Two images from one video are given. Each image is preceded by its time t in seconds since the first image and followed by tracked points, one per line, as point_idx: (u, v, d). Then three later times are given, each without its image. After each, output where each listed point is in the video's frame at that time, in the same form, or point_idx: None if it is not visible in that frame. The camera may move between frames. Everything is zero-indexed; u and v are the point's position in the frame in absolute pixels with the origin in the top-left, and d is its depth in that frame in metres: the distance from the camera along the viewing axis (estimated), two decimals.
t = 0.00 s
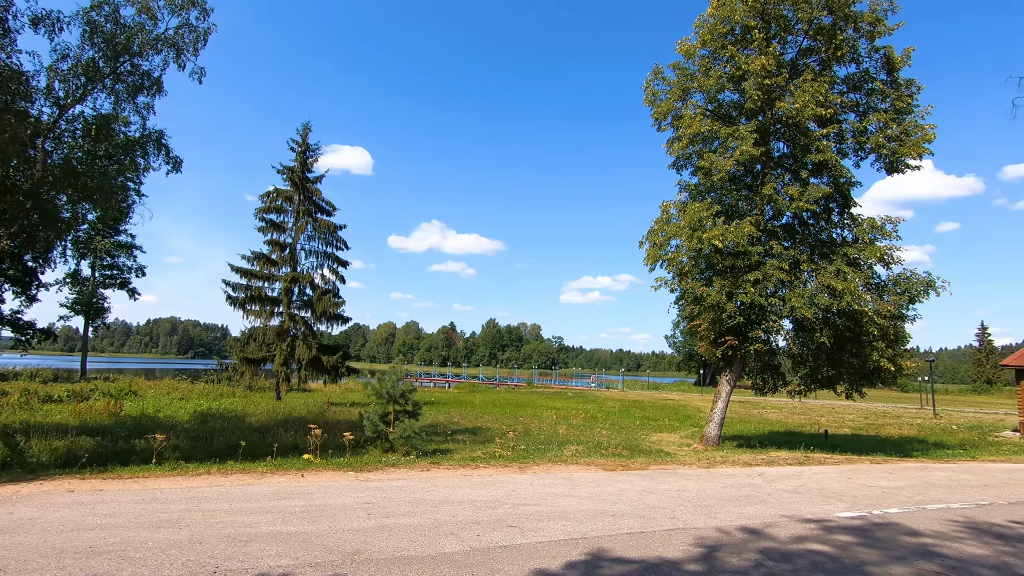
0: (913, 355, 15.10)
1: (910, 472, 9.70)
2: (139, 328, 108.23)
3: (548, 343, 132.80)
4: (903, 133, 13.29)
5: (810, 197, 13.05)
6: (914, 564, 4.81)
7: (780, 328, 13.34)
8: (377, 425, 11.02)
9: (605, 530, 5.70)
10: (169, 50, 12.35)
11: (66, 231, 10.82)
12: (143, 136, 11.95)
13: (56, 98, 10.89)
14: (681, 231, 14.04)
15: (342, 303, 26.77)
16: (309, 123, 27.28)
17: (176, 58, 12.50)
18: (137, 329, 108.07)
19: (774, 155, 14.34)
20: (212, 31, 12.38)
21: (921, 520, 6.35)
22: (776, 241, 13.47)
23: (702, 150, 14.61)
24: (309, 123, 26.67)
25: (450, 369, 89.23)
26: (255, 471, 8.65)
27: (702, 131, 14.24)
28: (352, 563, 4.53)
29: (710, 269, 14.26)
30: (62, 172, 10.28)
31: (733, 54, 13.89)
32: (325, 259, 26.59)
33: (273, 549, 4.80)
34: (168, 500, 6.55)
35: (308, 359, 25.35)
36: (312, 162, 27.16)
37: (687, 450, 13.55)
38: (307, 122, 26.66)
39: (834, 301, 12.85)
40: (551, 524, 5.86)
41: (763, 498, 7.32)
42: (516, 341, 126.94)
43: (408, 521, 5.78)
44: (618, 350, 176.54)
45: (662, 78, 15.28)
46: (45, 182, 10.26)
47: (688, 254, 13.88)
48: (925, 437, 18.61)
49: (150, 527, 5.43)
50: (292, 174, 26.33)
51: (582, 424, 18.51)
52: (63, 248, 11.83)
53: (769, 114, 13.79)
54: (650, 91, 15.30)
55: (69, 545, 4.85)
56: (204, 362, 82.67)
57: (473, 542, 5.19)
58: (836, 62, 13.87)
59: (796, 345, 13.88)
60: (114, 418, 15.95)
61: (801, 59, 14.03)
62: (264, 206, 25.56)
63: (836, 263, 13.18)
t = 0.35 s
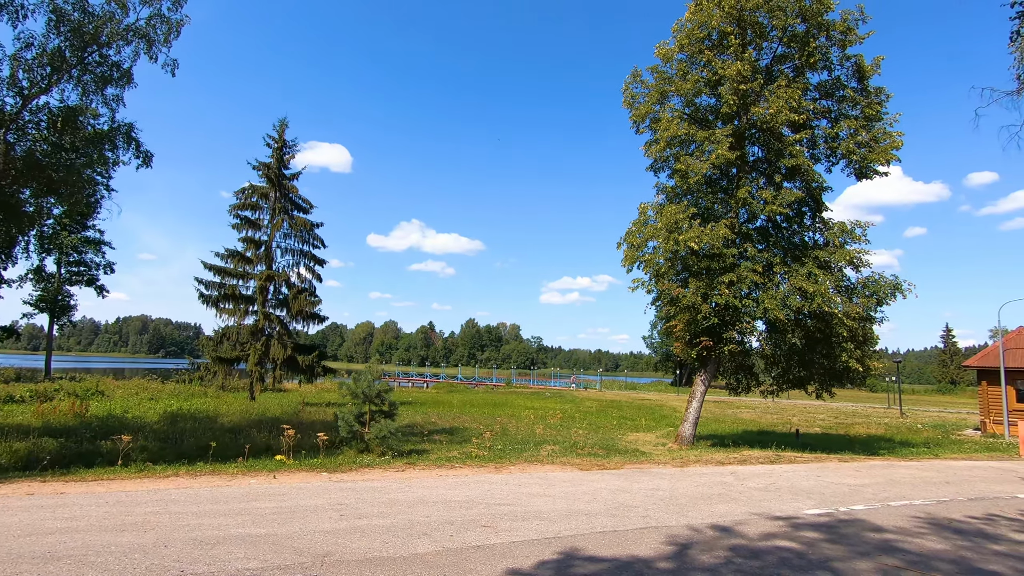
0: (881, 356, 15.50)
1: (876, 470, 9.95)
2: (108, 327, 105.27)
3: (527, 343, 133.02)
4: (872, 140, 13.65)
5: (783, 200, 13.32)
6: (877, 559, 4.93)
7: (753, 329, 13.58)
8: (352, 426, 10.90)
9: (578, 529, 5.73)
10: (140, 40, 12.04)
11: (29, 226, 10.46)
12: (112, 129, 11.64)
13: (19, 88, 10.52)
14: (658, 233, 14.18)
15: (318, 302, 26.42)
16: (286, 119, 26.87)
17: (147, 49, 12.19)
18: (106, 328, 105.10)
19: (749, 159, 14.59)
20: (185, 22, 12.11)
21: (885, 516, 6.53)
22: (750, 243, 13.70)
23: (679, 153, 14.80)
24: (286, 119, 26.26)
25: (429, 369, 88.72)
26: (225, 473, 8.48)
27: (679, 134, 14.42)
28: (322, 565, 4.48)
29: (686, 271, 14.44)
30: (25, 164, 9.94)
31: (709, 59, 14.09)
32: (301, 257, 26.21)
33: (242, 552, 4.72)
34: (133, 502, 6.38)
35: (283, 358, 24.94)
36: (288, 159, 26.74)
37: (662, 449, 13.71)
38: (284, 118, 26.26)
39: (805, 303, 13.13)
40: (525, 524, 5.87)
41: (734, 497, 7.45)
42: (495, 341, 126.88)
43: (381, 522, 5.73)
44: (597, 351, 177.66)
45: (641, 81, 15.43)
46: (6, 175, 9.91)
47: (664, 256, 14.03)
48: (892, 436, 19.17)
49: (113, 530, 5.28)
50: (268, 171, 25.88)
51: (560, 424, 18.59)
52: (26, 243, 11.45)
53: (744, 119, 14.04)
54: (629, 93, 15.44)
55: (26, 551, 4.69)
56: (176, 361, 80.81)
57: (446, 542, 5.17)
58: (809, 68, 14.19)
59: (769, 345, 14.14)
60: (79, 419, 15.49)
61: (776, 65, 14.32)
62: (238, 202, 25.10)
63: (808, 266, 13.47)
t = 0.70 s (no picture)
0: (860, 355, 15.76)
1: (854, 467, 10.12)
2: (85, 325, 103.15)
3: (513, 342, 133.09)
4: (852, 142, 13.86)
5: (766, 201, 13.48)
6: (854, 555, 5.01)
7: (735, 329, 13.72)
8: (334, 425, 10.80)
9: (560, 527, 5.74)
10: (118, 32, 11.82)
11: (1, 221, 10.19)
12: (89, 123, 11.40)
13: None
14: (642, 233, 14.25)
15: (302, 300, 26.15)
16: (269, 114, 26.52)
17: (126, 41, 11.96)
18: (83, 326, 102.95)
19: (732, 160, 14.73)
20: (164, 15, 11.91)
21: (861, 512, 6.64)
22: (733, 244, 13.84)
23: (664, 153, 14.89)
24: (269, 114, 25.94)
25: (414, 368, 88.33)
26: (203, 473, 8.34)
27: (664, 135, 14.50)
28: (301, 566, 4.42)
29: (670, 270, 14.53)
30: None
31: (694, 61, 14.20)
32: (284, 255, 25.91)
33: (219, 553, 4.64)
34: (107, 504, 6.25)
35: (265, 357, 24.64)
36: (272, 155, 26.41)
37: (645, 447, 13.80)
38: (267, 114, 25.94)
39: (786, 303, 13.30)
40: (507, 522, 5.87)
41: (715, 494, 7.53)
42: (481, 340, 126.75)
43: (362, 522, 5.68)
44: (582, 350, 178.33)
45: (626, 82, 15.50)
46: None
47: (649, 255, 14.11)
48: (870, 434, 19.52)
49: (86, 532, 5.17)
50: (251, 167, 25.54)
51: (544, 423, 18.64)
52: None
53: (727, 120, 14.17)
54: (615, 93, 15.50)
55: None
56: (155, 360, 79.46)
57: (428, 542, 5.14)
58: (791, 71, 14.38)
59: (751, 345, 14.30)
60: (54, 419, 15.14)
61: (759, 68, 14.47)
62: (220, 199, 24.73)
63: (789, 267, 13.65)
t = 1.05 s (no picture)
0: (842, 351, 15.99)
1: (835, 462, 10.28)
2: (64, 321, 101.13)
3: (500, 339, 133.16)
4: (835, 141, 14.03)
5: (751, 199, 13.59)
6: (836, 548, 5.08)
7: (720, 325, 13.84)
8: (319, 423, 10.70)
9: (547, 523, 5.75)
10: (97, 22, 11.59)
11: None
12: (66, 114, 11.15)
13: None
14: (629, 230, 14.30)
15: (287, 296, 25.88)
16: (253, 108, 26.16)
17: (105, 32, 11.72)
18: (62, 322, 100.93)
19: (719, 158, 14.82)
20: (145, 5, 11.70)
21: (843, 506, 6.74)
22: (718, 241, 13.94)
23: (651, 150, 14.94)
24: (253, 108, 25.61)
25: (400, 365, 87.94)
26: (186, 471, 8.22)
27: (651, 132, 14.55)
28: (285, 564, 4.38)
29: (656, 267, 14.60)
30: None
31: (681, 58, 14.26)
32: (269, 251, 25.61)
33: (202, 553, 4.58)
34: (85, 503, 6.13)
35: (250, 354, 24.35)
36: (256, 149, 26.06)
37: (631, 443, 13.89)
38: (251, 108, 25.61)
39: (771, 300, 13.44)
40: (493, 519, 5.86)
41: (700, 489, 7.60)
42: (468, 336, 126.76)
43: (347, 520, 5.64)
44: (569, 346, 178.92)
45: (614, 79, 15.51)
46: None
47: (636, 252, 14.16)
48: (851, 429, 19.84)
49: (65, 532, 5.06)
50: (235, 161, 25.18)
51: (531, 419, 18.67)
52: None
53: (714, 118, 14.26)
54: (602, 90, 15.51)
55: None
56: (136, 357, 78.18)
57: (413, 539, 5.12)
58: (777, 70, 14.50)
59: (736, 341, 14.42)
60: (32, 417, 14.83)
61: (745, 66, 14.58)
62: (203, 193, 24.37)
63: (773, 264, 13.79)
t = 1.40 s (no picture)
0: (819, 345, 16.29)
1: (813, 454, 10.47)
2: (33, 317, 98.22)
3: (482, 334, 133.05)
4: (814, 139, 14.23)
5: (732, 195, 13.73)
6: (815, 540, 5.16)
7: (701, 320, 13.98)
8: (300, 419, 10.56)
9: (531, 519, 5.75)
10: (67, 9, 11.20)
11: None
12: (34, 104, 10.78)
13: None
14: (612, 225, 14.34)
15: (266, 291, 25.47)
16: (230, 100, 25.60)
17: (75, 19, 11.33)
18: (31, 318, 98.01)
19: (700, 154, 14.93)
20: None
21: (821, 498, 6.87)
22: (700, 236, 14.06)
23: (633, 146, 14.99)
24: (231, 100, 25.10)
25: (382, 360, 87.31)
26: (162, 470, 8.04)
27: (634, 128, 14.59)
28: (265, 565, 4.30)
29: (638, 263, 14.66)
30: None
31: (664, 55, 14.30)
32: (247, 245, 25.16)
33: (178, 554, 4.47)
34: (57, 504, 5.95)
35: (228, 350, 23.91)
36: (233, 141, 25.53)
37: (614, 438, 13.98)
38: (229, 99, 25.09)
39: (750, 295, 13.62)
40: (477, 515, 5.84)
41: (682, 483, 7.67)
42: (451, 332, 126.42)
43: (329, 518, 5.56)
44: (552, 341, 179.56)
45: (597, 74, 15.51)
46: None
47: (618, 247, 14.21)
48: (827, 421, 20.27)
49: (34, 535, 4.90)
50: (212, 153, 24.63)
51: (514, 414, 18.69)
52: None
53: (696, 114, 14.35)
54: (585, 85, 15.50)
55: None
56: (109, 353, 76.31)
57: (396, 537, 5.07)
58: (757, 67, 14.64)
59: (717, 336, 14.57)
60: None
61: (726, 63, 14.69)
62: (178, 186, 23.81)
63: (753, 260, 13.97)
